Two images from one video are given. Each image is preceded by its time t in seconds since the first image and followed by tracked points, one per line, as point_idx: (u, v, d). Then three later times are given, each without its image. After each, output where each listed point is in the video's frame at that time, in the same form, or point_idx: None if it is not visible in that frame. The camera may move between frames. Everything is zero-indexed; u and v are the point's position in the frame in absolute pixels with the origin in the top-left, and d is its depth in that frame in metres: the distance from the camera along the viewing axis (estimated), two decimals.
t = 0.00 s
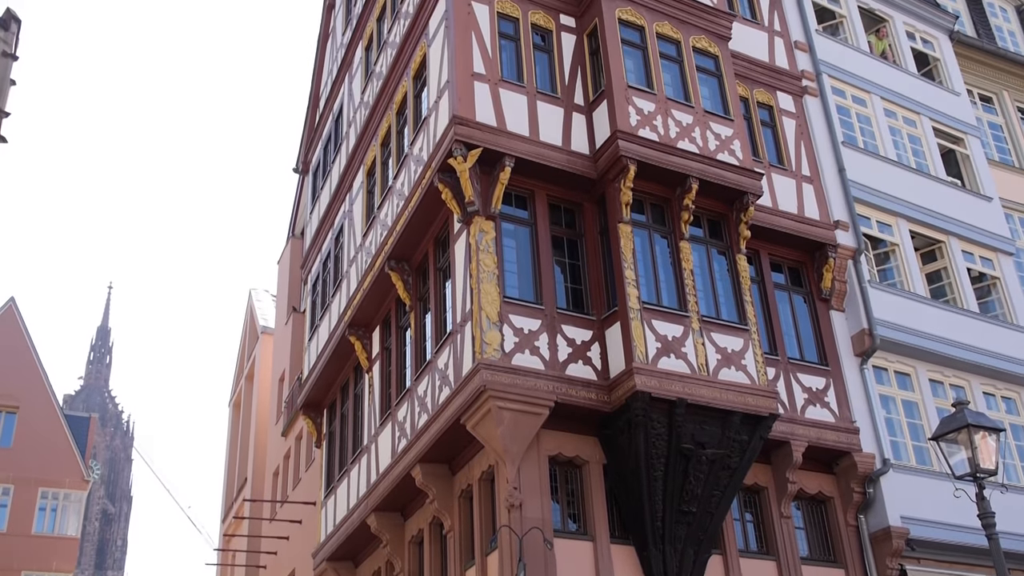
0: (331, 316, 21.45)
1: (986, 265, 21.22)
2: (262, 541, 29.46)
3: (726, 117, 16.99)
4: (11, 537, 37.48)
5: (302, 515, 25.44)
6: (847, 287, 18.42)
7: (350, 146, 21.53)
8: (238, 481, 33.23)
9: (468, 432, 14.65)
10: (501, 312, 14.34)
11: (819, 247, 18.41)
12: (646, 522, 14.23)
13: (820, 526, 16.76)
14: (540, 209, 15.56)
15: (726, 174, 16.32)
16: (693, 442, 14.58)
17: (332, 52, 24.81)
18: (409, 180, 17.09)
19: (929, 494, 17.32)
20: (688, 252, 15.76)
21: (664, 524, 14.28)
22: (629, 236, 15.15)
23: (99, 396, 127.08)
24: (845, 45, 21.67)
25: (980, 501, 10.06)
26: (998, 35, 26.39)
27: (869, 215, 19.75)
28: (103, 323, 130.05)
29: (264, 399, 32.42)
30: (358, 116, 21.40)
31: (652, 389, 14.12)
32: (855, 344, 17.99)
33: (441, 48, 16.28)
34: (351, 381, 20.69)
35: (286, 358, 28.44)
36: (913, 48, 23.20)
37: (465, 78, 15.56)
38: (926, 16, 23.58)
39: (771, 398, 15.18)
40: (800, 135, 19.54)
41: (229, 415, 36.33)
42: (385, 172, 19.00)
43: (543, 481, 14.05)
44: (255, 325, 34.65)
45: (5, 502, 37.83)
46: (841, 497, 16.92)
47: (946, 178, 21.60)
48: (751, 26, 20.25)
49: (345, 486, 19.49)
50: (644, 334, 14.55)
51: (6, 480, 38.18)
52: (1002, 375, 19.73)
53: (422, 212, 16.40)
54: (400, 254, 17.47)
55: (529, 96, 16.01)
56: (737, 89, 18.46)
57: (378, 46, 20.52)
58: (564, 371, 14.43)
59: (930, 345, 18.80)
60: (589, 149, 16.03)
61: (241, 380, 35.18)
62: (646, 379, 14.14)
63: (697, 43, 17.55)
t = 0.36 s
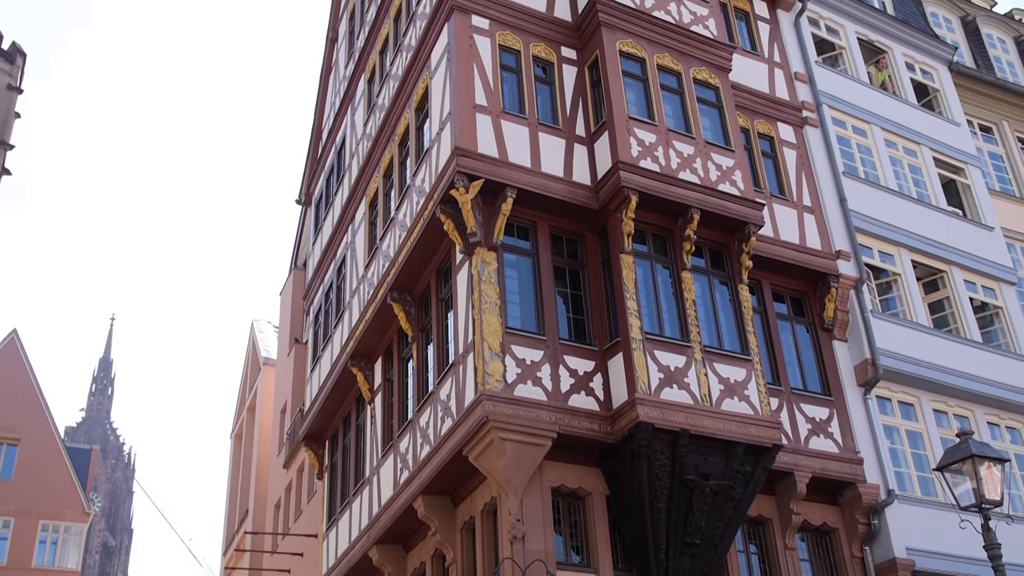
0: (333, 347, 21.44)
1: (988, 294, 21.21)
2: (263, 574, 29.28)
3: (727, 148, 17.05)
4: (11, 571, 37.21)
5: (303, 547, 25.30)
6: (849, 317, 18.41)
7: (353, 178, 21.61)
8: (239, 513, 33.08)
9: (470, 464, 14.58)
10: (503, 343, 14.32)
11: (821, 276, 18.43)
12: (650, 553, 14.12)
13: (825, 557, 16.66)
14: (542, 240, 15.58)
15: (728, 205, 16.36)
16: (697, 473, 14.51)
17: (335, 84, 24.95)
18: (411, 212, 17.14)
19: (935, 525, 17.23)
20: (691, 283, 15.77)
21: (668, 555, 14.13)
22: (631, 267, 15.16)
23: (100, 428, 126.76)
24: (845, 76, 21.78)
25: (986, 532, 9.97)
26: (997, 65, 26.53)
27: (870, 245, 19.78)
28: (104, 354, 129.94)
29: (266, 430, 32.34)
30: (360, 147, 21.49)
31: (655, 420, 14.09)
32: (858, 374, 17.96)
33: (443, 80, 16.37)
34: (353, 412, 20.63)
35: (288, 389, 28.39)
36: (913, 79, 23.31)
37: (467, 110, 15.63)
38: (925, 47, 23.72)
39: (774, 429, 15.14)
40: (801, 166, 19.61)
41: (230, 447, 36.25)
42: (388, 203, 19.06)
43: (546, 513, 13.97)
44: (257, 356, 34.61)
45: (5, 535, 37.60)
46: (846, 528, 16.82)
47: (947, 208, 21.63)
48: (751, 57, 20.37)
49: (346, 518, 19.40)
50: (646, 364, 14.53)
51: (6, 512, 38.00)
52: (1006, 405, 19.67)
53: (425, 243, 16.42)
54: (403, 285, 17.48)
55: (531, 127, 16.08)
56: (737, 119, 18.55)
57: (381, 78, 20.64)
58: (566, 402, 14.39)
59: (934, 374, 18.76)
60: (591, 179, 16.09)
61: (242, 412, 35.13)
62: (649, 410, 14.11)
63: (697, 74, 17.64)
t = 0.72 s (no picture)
0: (335, 381, 21.40)
1: (991, 326, 21.17)
2: None
3: (729, 182, 17.10)
4: None
5: None
6: (852, 349, 18.37)
7: (355, 212, 21.68)
8: (241, 549, 32.88)
9: (472, 498, 14.51)
10: (505, 377, 14.29)
11: (823, 309, 18.44)
12: None
13: None
14: (544, 274, 15.60)
15: (730, 238, 16.39)
16: (701, 507, 14.44)
17: (337, 119, 25.09)
18: (413, 246, 17.18)
19: (941, 559, 17.12)
20: (693, 316, 15.76)
21: None
22: (633, 300, 15.16)
23: (101, 463, 126.27)
24: (845, 109, 21.88)
25: (992, 567, 9.90)
26: (996, 99, 26.67)
27: (872, 278, 19.79)
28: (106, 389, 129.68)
29: (268, 465, 32.21)
30: (363, 182, 21.58)
31: (658, 454, 14.04)
32: (861, 407, 17.90)
33: (445, 115, 16.46)
34: (355, 447, 20.56)
35: (289, 423, 28.29)
36: (913, 112, 23.42)
37: (469, 144, 15.69)
38: (925, 81, 23.85)
39: (778, 462, 15.07)
40: (802, 199, 19.65)
41: (231, 481, 36.13)
42: (390, 237, 19.09)
43: (549, 548, 13.87)
44: (259, 390, 34.53)
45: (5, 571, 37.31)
46: (852, 562, 16.71)
47: (949, 240, 21.65)
48: (752, 91, 20.49)
49: (348, 553, 19.28)
50: (649, 398, 14.48)
51: (6, 548, 37.70)
52: (1011, 438, 19.58)
53: (426, 277, 16.44)
54: (405, 318, 17.47)
55: (533, 161, 16.14)
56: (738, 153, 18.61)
57: (383, 114, 20.77)
58: (569, 436, 14.34)
59: (938, 407, 18.70)
60: (592, 213, 16.13)
61: (244, 447, 35.01)
62: (652, 444, 14.06)
63: (698, 108, 17.72)
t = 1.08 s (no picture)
0: (338, 414, 21.36)
1: (997, 357, 21.11)
2: None
3: (732, 213, 17.13)
4: None
5: None
6: (857, 381, 18.31)
7: (359, 244, 21.72)
8: None
9: (477, 532, 14.42)
10: (509, 409, 14.25)
11: (827, 340, 18.36)
12: None
13: None
14: (548, 306, 15.60)
15: (733, 269, 16.40)
16: (707, 540, 14.34)
17: (341, 152, 25.18)
18: (417, 278, 17.20)
19: None
20: (697, 347, 15.74)
21: None
22: (637, 332, 15.15)
23: (103, 496, 125.76)
24: (847, 141, 21.95)
25: None
26: (997, 130, 26.75)
27: (877, 309, 19.77)
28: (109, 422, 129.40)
29: (271, 498, 32.07)
30: (367, 215, 21.63)
31: (663, 486, 13.96)
32: (867, 439, 17.82)
33: (449, 148, 16.53)
34: (358, 480, 20.47)
35: (293, 456, 28.15)
36: (915, 144, 23.50)
37: (472, 177, 15.75)
38: (926, 112, 23.95)
39: (784, 494, 14.99)
40: (806, 230, 19.67)
41: (234, 515, 35.93)
42: (394, 269, 19.12)
43: None
44: (262, 423, 34.44)
45: None
46: None
47: (953, 271, 21.64)
48: (754, 123, 20.57)
49: None
50: (654, 430, 14.42)
51: None
52: (1019, 469, 19.47)
53: (430, 309, 16.45)
54: (408, 351, 17.45)
55: (536, 194, 16.19)
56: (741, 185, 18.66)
57: (387, 147, 20.85)
58: (573, 468, 14.28)
59: (943, 439, 18.61)
60: (596, 245, 16.16)
61: (247, 480, 34.88)
62: (657, 476, 13.99)
63: (700, 140, 17.79)
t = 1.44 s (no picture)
0: (339, 446, 21.30)
1: (999, 389, 21.05)
2: None
3: (732, 245, 17.16)
4: None
5: None
6: (859, 413, 18.26)
7: (360, 276, 21.75)
8: None
9: (478, 565, 14.32)
10: (510, 442, 14.20)
11: (829, 372, 18.34)
12: None
13: None
14: (549, 338, 15.59)
15: (734, 300, 16.41)
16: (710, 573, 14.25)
17: (343, 184, 25.26)
18: (418, 310, 17.20)
19: None
20: (699, 379, 15.71)
21: None
22: (639, 363, 15.14)
23: (103, 530, 125.04)
24: (847, 173, 22.04)
25: None
26: (996, 162, 26.85)
27: (878, 340, 19.74)
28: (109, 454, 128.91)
29: (271, 531, 31.89)
30: (368, 247, 21.65)
31: (665, 519, 13.90)
32: (870, 471, 17.75)
33: (450, 180, 16.59)
34: (359, 513, 20.37)
35: (294, 489, 28.00)
36: (914, 176, 23.58)
37: (473, 209, 15.79)
38: (925, 144, 24.05)
39: (787, 527, 14.91)
40: (806, 262, 19.70)
41: (234, 548, 35.70)
42: (395, 301, 19.13)
43: None
44: (262, 456, 34.30)
45: None
46: None
47: (954, 302, 21.63)
48: (753, 155, 20.65)
49: None
50: (655, 462, 14.37)
51: None
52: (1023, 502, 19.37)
53: (431, 341, 16.44)
54: (409, 383, 17.42)
55: (537, 226, 16.23)
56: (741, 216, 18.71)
57: (389, 179, 20.92)
58: (575, 501, 14.22)
59: (947, 471, 18.54)
60: (597, 277, 16.18)
61: (247, 513, 34.71)
62: (659, 509, 13.92)
63: (700, 172, 17.86)
